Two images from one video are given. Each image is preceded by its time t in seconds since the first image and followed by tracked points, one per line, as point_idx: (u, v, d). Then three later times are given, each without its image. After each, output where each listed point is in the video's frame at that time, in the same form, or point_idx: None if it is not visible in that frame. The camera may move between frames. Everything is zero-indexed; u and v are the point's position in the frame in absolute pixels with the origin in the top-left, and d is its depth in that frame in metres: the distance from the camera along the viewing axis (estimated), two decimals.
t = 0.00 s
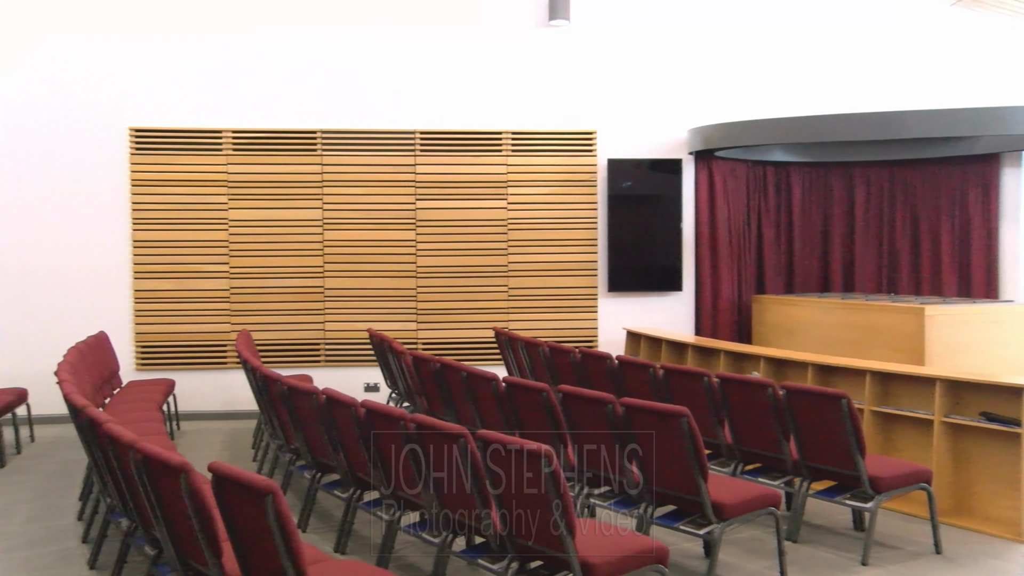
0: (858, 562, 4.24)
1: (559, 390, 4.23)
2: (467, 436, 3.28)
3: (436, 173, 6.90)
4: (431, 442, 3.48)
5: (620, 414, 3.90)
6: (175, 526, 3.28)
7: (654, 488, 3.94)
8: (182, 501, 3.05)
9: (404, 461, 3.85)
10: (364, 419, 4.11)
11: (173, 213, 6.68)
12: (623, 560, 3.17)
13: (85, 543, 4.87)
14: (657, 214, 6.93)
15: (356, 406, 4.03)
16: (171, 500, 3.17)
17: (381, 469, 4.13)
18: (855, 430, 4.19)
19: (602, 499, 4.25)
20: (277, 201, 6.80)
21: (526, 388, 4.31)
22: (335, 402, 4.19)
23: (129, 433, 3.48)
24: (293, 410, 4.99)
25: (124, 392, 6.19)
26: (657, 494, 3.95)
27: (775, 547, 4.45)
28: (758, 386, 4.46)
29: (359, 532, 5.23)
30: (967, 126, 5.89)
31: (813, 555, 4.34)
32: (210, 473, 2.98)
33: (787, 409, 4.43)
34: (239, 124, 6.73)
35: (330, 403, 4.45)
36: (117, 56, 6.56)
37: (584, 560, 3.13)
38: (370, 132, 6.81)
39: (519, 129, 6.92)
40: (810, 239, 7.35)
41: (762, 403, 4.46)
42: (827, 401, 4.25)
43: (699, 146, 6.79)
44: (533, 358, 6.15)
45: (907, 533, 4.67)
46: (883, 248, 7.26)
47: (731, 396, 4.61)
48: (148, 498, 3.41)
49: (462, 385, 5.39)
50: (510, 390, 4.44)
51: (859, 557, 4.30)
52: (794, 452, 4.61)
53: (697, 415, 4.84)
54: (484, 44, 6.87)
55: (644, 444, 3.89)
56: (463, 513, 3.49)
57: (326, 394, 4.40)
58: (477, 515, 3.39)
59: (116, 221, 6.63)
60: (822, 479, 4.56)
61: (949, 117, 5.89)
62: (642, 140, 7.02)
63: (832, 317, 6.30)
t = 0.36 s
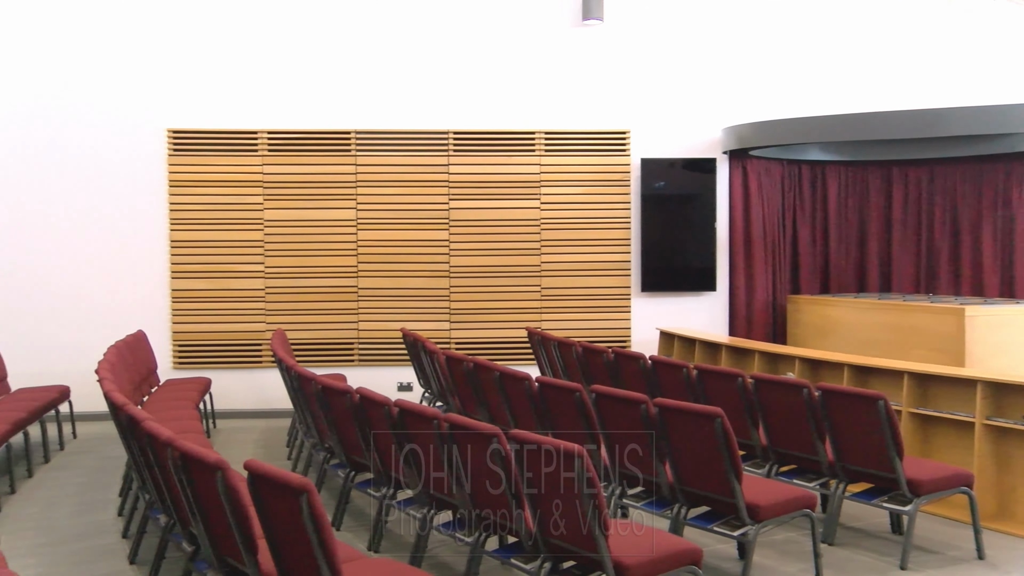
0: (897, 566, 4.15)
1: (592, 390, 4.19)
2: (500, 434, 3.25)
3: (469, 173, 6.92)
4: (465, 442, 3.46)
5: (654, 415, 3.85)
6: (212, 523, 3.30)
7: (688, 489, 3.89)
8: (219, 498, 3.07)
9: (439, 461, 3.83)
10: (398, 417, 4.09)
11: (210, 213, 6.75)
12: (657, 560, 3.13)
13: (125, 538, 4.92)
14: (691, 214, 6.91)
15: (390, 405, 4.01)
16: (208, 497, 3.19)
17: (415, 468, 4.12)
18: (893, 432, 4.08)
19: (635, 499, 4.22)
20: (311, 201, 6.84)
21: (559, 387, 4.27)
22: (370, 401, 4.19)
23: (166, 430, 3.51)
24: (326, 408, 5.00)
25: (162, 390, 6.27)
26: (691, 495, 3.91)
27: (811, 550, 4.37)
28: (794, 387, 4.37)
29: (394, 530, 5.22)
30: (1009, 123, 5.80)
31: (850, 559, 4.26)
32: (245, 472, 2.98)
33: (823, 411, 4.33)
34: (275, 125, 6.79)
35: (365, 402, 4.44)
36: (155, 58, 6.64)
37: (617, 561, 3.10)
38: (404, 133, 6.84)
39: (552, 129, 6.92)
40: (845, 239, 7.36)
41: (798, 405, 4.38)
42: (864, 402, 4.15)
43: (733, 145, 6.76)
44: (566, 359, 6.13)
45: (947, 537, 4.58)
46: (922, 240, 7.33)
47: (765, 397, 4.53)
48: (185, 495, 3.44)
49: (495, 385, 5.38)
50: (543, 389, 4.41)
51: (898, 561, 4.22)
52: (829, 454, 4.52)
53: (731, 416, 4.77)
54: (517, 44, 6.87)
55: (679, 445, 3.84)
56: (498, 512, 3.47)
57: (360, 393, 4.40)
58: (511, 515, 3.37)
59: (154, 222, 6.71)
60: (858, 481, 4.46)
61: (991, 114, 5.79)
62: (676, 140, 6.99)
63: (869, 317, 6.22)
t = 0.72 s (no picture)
0: (935, 570, 4.09)
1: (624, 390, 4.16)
2: (531, 435, 3.22)
3: (501, 173, 6.92)
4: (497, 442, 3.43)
5: (686, 416, 3.81)
6: (246, 520, 3.33)
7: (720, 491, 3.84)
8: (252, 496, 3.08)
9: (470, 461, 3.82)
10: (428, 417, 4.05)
11: (244, 213, 6.80)
12: (687, 561, 3.11)
13: (162, 534, 4.97)
14: (724, 214, 6.88)
15: (422, 404, 3.99)
16: (242, 495, 3.21)
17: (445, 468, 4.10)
18: (930, 435, 3.99)
19: (667, 500, 4.18)
20: (344, 201, 6.86)
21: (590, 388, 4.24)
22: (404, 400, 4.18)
23: (201, 428, 3.54)
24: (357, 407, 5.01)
25: (197, 389, 6.34)
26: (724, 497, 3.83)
27: (845, 553, 4.30)
28: (828, 389, 4.30)
29: (427, 529, 5.23)
30: None
31: (887, 562, 4.21)
32: (278, 469, 3.00)
33: (857, 413, 4.25)
34: (309, 125, 6.83)
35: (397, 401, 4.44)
36: (192, 61, 6.70)
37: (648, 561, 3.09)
38: (436, 133, 6.86)
39: (585, 129, 6.91)
40: (882, 239, 7.34)
41: (832, 406, 4.31)
42: (901, 405, 4.06)
43: (767, 144, 6.71)
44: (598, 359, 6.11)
45: (989, 542, 4.52)
46: (961, 241, 7.26)
47: (798, 399, 4.46)
48: (219, 492, 3.47)
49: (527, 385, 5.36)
50: (573, 389, 4.39)
51: (936, 566, 4.16)
52: (864, 457, 4.43)
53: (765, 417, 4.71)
54: (550, 44, 6.87)
55: (712, 446, 3.78)
56: (528, 512, 3.44)
57: (392, 392, 4.41)
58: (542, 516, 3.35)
59: (189, 222, 6.78)
60: (893, 484, 4.37)
61: None
62: (709, 139, 6.96)
63: (904, 318, 6.16)
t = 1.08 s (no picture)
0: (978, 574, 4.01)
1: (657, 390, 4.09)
2: (562, 434, 3.17)
3: (534, 173, 6.92)
4: (527, 442, 3.38)
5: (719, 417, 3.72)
6: (281, 519, 3.34)
7: (754, 492, 3.76)
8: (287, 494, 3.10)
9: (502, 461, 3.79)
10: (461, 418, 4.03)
11: (278, 213, 6.85)
12: (722, 563, 3.06)
13: (199, 531, 5.01)
14: (757, 215, 6.84)
15: (453, 404, 3.96)
16: (278, 494, 3.23)
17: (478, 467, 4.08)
18: (972, 437, 3.82)
19: (700, 502, 4.13)
20: (377, 201, 6.88)
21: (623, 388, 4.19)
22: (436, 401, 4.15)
23: (236, 427, 3.55)
24: (389, 407, 5.00)
25: (232, 387, 6.38)
26: (757, 499, 3.77)
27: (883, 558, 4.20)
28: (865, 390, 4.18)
29: (460, 528, 5.21)
30: None
31: (926, 567, 4.13)
32: (313, 468, 3.01)
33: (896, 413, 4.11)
34: (342, 126, 6.87)
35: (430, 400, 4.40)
36: (227, 63, 6.76)
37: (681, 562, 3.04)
38: (469, 133, 6.88)
39: (618, 128, 6.90)
40: (920, 239, 7.29)
41: (869, 408, 4.19)
42: (940, 406, 3.90)
43: (802, 142, 6.66)
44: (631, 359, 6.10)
45: None
46: (1002, 240, 7.16)
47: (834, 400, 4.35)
48: (254, 490, 3.48)
49: (559, 385, 5.34)
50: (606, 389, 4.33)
51: (978, 570, 4.08)
52: (901, 459, 4.30)
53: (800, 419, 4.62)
54: (583, 44, 6.87)
55: (745, 448, 3.71)
56: (560, 513, 3.40)
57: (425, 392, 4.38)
58: (574, 516, 3.31)
59: (225, 222, 6.84)
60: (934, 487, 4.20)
61: None
62: (743, 139, 6.93)
63: (942, 318, 6.08)
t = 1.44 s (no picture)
0: None
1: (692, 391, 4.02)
2: (598, 436, 3.14)
3: (569, 172, 6.91)
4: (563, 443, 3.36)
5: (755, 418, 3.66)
6: (317, 517, 3.36)
7: (790, 494, 3.70)
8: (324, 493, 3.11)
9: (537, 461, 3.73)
10: (496, 418, 3.96)
11: (314, 214, 6.89)
12: (759, 566, 3.01)
13: (236, 528, 5.05)
14: (794, 214, 6.79)
15: (488, 404, 3.91)
16: (316, 494, 3.25)
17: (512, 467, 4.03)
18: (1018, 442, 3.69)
19: (735, 504, 4.09)
20: (412, 201, 6.91)
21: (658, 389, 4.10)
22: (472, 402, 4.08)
23: (273, 425, 3.58)
24: (423, 406, 4.99)
25: (268, 386, 6.41)
26: (793, 501, 3.72)
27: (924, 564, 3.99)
28: (905, 392, 4.07)
29: (495, 526, 5.14)
30: None
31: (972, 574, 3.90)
32: (349, 467, 3.02)
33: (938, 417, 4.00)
34: (378, 127, 6.90)
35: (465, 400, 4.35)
36: (264, 64, 6.82)
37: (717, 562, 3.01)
38: (504, 133, 6.88)
39: (653, 127, 6.88)
40: (963, 238, 7.18)
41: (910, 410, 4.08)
42: (984, 409, 3.79)
43: (840, 141, 6.58)
44: (667, 359, 6.06)
45: None
46: None
47: (872, 401, 4.24)
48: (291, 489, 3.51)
49: (595, 385, 5.30)
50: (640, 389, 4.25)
51: None
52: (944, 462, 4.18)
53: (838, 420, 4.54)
54: (618, 43, 6.84)
55: (784, 451, 3.63)
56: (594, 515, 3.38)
57: (460, 393, 4.36)
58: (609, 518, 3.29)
59: (261, 222, 6.89)
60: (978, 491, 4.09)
61: None
62: (780, 138, 6.87)
63: (986, 318, 5.98)
